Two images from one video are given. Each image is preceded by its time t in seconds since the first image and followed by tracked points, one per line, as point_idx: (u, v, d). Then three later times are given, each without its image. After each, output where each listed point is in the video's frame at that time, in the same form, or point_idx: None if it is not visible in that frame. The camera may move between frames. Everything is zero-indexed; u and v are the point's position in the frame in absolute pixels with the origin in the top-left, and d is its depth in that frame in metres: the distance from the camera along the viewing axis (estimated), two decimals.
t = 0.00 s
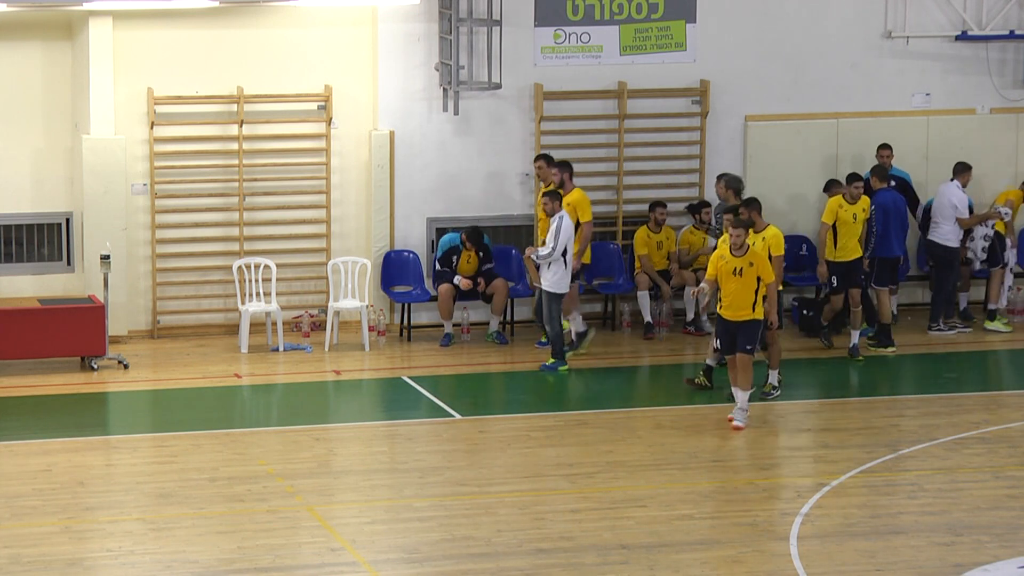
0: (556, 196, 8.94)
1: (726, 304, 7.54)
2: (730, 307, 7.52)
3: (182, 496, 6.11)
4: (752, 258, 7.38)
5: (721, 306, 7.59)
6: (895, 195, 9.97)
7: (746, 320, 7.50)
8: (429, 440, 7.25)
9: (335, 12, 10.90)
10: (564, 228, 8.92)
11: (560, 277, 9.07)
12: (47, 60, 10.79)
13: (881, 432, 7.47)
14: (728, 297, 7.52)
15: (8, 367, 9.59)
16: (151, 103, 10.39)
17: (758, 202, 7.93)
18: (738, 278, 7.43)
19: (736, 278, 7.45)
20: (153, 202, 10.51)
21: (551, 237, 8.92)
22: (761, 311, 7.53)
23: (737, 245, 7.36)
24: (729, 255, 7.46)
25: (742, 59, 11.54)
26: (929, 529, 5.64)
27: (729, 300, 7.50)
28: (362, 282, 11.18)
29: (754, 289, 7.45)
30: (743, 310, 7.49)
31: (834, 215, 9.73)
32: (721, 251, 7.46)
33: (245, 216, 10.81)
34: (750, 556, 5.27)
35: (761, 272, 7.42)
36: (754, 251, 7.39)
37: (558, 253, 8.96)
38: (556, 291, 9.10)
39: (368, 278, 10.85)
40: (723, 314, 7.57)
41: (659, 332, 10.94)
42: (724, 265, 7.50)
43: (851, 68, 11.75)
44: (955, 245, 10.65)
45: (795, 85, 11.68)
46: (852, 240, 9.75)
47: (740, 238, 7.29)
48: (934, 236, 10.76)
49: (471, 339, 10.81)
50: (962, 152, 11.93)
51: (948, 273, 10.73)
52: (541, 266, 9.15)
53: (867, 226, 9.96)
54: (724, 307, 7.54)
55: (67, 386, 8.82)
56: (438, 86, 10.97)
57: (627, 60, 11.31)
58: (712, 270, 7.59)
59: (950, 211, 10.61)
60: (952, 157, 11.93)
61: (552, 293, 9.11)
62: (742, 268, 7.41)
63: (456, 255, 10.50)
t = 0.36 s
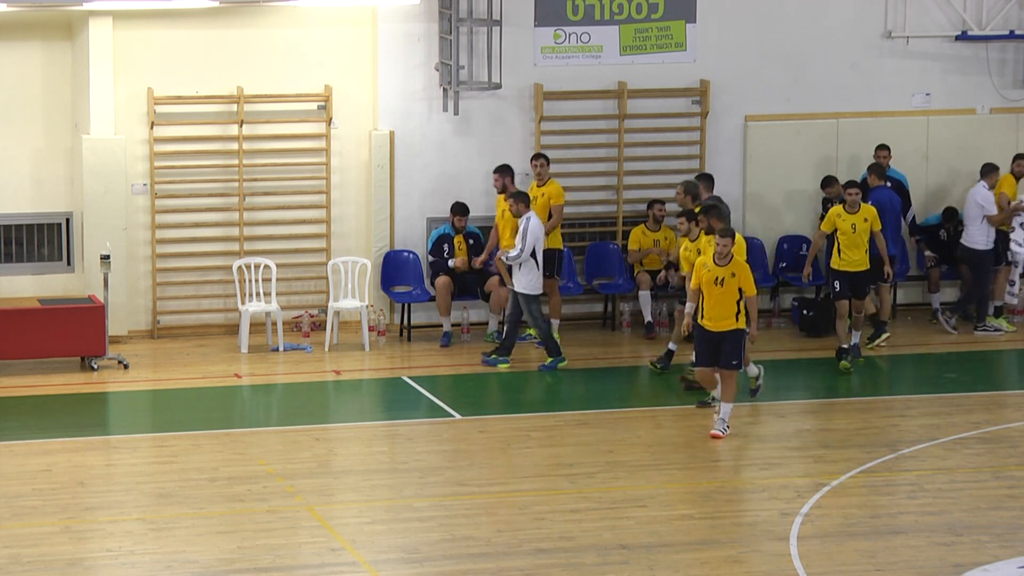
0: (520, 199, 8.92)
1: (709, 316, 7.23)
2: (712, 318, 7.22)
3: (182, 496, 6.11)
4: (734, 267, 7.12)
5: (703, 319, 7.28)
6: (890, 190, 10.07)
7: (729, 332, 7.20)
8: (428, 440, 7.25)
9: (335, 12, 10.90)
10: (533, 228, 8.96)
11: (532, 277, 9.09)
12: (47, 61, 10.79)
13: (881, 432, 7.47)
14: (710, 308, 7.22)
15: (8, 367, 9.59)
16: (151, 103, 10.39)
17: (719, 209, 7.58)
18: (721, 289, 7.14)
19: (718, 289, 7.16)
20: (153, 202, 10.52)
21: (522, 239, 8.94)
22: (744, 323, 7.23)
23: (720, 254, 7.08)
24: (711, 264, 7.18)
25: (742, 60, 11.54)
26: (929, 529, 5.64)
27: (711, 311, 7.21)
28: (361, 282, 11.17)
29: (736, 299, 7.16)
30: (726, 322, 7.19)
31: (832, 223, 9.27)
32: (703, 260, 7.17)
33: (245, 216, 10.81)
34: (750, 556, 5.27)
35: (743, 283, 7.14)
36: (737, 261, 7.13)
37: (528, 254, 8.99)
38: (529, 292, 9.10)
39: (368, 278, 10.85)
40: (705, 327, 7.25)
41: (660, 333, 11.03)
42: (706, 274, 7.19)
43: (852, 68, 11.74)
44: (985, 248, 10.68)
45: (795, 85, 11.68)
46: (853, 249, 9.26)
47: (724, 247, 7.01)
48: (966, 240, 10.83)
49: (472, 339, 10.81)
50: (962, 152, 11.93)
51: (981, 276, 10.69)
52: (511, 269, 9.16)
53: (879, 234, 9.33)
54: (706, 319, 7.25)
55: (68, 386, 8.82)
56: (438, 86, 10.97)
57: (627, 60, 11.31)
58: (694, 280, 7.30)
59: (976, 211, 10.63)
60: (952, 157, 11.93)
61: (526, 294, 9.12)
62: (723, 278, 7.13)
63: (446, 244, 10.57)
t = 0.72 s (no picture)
0: (494, 195, 9.09)
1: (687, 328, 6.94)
2: (689, 332, 6.94)
3: (182, 496, 6.12)
4: (708, 279, 6.78)
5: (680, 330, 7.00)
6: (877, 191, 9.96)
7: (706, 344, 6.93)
8: (428, 441, 7.25)
9: (336, 12, 10.90)
10: (508, 226, 9.05)
11: (503, 275, 9.15)
12: (48, 61, 10.79)
13: (881, 432, 7.47)
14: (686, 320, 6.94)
15: (8, 367, 9.59)
16: (151, 103, 10.39)
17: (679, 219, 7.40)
18: (696, 302, 6.85)
19: (693, 301, 6.86)
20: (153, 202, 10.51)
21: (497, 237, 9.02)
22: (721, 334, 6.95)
23: (692, 267, 6.77)
24: (685, 277, 6.86)
25: (742, 60, 11.54)
26: (929, 529, 5.64)
27: (687, 324, 6.94)
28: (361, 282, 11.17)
29: (713, 312, 6.85)
30: (704, 334, 6.91)
31: (824, 229, 9.10)
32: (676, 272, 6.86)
33: (245, 216, 10.81)
34: (750, 556, 5.27)
35: (720, 294, 6.81)
36: (711, 272, 6.77)
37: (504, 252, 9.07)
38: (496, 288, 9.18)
39: (368, 278, 10.85)
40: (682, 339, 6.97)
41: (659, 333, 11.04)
42: (679, 287, 6.90)
43: (852, 68, 11.75)
44: (1017, 248, 10.53)
45: (795, 85, 11.68)
46: (850, 252, 8.98)
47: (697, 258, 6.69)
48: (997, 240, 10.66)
49: (472, 339, 10.82)
50: (961, 151, 11.95)
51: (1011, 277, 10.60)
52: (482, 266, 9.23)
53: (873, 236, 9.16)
54: (683, 332, 6.98)
55: (68, 386, 8.82)
56: (438, 86, 10.98)
57: (627, 60, 11.31)
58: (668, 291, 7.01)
59: (1008, 213, 10.50)
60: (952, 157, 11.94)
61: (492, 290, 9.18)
62: (698, 292, 6.82)
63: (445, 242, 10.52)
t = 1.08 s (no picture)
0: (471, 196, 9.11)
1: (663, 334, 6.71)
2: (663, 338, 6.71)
3: (182, 496, 6.11)
4: (686, 283, 6.61)
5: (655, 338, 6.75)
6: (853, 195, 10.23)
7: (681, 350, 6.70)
8: (428, 441, 7.25)
9: (336, 12, 10.90)
10: (484, 229, 9.05)
11: (481, 275, 9.12)
12: (48, 61, 10.79)
13: (881, 432, 7.47)
14: (662, 327, 6.71)
15: (8, 367, 9.59)
16: (151, 103, 10.39)
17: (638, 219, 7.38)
18: (673, 305, 6.63)
19: (670, 306, 6.64)
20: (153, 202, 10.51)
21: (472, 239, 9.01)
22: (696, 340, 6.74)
23: (670, 270, 6.56)
24: (661, 280, 6.65)
25: (742, 61, 11.54)
26: (929, 529, 5.64)
27: (662, 329, 6.71)
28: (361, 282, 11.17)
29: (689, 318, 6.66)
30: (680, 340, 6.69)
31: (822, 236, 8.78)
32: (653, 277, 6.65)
33: (245, 216, 10.82)
34: (750, 556, 5.27)
35: (697, 299, 6.63)
36: (689, 276, 6.62)
37: (481, 254, 9.05)
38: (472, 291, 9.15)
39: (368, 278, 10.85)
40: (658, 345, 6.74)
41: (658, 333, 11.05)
42: (655, 291, 6.66)
43: (852, 68, 11.75)
44: None
45: (795, 85, 11.68)
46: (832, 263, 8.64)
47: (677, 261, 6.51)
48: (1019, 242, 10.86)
49: (471, 339, 10.82)
50: (961, 151, 11.96)
51: None
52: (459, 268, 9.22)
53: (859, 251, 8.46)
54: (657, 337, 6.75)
55: (68, 386, 8.81)
56: (438, 86, 10.98)
57: (627, 60, 11.31)
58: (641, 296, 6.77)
59: None
60: (953, 156, 11.95)
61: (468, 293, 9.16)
62: (676, 295, 6.62)
63: (445, 243, 10.43)
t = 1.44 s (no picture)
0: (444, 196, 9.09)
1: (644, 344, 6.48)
2: (644, 347, 6.48)
3: (182, 496, 6.11)
4: (669, 292, 6.38)
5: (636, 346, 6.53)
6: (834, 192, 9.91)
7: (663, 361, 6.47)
8: (428, 441, 7.25)
9: (336, 12, 10.90)
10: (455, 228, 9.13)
11: (452, 277, 9.17)
12: (48, 61, 10.79)
13: (881, 432, 7.47)
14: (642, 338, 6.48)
15: (8, 367, 9.59)
16: (151, 103, 10.39)
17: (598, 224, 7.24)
18: (654, 314, 6.40)
19: (651, 316, 6.41)
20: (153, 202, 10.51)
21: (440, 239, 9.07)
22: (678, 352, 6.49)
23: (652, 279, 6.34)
24: (643, 287, 6.43)
25: (743, 61, 11.54)
26: (929, 529, 5.64)
27: (641, 339, 6.47)
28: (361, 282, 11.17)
29: (670, 328, 6.42)
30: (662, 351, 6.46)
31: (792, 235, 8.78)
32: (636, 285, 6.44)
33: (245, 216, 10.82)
34: (750, 556, 5.27)
35: (678, 310, 6.38)
36: (671, 285, 6.38)
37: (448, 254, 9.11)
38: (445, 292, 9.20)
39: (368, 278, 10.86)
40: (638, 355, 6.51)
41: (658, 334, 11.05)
42: (636, 299, 6.45)
43: (851, 68, 11.74)
44: None
45: (795, 85, 11.68)
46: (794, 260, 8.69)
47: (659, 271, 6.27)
48: None
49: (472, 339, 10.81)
50: (961, 151, 11.96)
51: None
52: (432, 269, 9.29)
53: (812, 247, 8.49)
54: (639, 346, 6.51)
55: (68, 386, 8.81)
56: (438, 86, 10.98)
57: (627, 60, 11.31)
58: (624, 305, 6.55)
59: None
60: (952, 156, 11.95)
61: (444, 294, 9.21)
62: (657, 304, 6.39)
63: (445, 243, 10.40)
